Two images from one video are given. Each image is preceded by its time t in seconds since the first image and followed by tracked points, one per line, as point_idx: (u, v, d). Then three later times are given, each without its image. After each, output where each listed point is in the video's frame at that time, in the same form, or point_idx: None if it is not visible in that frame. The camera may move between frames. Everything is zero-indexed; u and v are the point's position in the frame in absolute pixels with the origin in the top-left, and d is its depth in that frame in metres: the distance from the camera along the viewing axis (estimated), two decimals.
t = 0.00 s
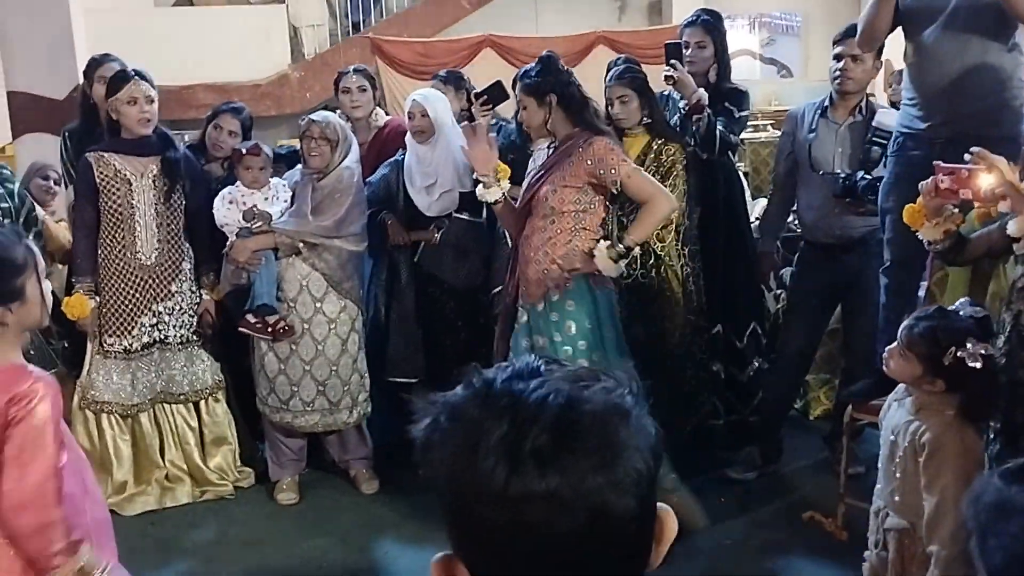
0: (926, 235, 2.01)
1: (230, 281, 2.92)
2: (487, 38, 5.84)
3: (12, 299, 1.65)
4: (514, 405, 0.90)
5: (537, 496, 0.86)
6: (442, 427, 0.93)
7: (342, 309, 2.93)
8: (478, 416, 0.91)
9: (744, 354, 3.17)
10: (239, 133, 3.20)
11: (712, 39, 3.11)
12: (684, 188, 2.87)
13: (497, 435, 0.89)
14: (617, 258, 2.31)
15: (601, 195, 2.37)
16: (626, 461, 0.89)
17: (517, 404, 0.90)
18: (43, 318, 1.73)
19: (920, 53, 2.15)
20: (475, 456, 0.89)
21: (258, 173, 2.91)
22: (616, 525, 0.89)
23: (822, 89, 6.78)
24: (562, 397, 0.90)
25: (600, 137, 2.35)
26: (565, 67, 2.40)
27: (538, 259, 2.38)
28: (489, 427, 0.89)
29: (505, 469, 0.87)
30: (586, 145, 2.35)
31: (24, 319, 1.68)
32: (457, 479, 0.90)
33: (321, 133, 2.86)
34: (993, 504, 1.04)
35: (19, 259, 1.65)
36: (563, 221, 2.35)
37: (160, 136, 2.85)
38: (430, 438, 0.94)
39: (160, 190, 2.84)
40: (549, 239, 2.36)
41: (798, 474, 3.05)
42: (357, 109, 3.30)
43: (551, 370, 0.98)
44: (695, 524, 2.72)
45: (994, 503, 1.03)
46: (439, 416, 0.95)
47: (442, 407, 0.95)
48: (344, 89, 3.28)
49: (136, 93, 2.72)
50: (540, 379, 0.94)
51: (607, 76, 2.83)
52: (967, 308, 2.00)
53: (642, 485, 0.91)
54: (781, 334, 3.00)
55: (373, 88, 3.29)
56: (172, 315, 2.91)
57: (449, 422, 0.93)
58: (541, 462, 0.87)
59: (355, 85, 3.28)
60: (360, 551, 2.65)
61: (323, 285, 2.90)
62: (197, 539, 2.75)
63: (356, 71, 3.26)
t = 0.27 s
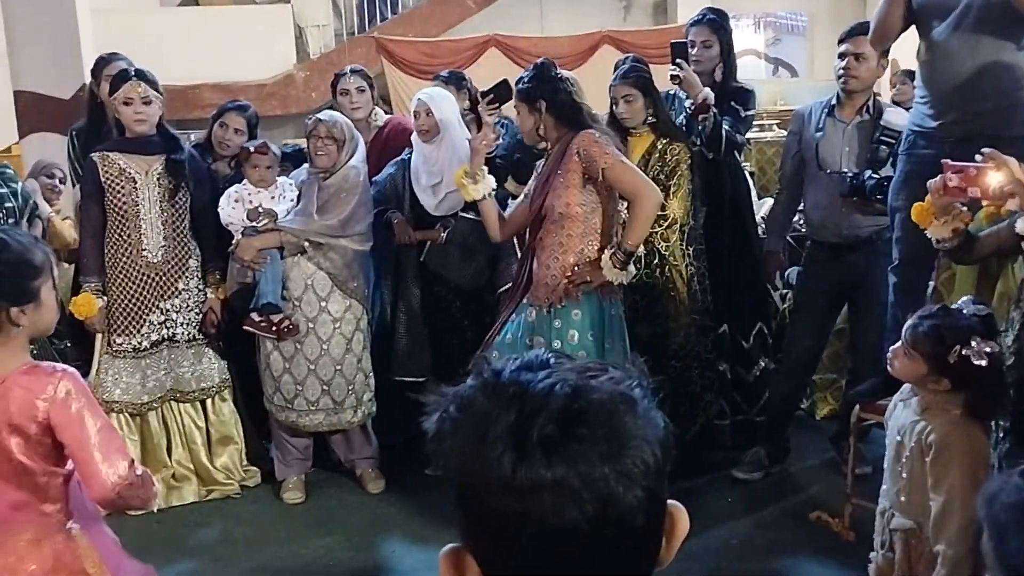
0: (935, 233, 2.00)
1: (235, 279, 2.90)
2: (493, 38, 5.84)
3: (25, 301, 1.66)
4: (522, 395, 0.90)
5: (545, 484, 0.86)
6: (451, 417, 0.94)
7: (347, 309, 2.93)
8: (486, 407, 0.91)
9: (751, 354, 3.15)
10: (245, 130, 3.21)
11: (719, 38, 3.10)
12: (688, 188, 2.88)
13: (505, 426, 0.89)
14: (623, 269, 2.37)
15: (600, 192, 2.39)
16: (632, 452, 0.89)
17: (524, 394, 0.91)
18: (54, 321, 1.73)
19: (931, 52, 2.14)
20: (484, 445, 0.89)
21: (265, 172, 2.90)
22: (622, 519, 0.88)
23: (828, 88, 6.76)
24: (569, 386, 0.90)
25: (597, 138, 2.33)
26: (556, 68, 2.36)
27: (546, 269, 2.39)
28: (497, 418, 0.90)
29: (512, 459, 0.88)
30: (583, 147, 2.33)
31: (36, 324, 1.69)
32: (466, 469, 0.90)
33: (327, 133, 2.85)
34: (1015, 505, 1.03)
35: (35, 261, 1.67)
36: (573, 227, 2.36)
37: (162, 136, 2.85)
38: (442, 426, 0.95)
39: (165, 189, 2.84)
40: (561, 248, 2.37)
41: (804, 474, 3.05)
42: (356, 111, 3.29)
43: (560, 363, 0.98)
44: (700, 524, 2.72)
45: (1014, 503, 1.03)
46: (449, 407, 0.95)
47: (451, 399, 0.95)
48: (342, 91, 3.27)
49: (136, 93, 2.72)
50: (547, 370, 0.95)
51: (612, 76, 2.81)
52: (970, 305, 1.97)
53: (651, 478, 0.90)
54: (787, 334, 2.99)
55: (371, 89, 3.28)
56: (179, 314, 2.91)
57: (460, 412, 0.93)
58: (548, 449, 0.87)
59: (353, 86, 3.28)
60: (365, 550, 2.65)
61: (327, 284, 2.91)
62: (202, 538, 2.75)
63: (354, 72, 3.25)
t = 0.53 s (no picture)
0: (949, 232, 1.99)
1: (247, 279, 2.91)
2: (502, 37, 5.84)
3: (39, 298, 1.67)
4: (539, 393, 0.90)
5: (564, 482, 0.86)
6: (466, 416, 0.93)
7: (357, 308, 2.93)
8: (502, 405, 0.91)
9: (762, 354, 3.17)
10: (253, 128, 3.22)
11: (729, 37, 3.09)
12: (699, 188, 2.85)
13: (522, 424, 0.89)
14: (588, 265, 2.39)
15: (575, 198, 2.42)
16: (650, 449, 0.89)
17: (541, 392, 0.90)
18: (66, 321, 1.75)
19: (947, 52, 2.13)
20: (500, 444, 0.89)
21: (276, 171, 2.92)
22: (641, 516, 0.88)
23: (838, 88, 6.75)
24: (587, 384, 0.90)
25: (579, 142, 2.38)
26: (550, 66, 2.42)
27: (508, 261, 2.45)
28: (513, 416, 0.89)
29: (530, 457, 0.87)
30: (564, 148, 2.39)
31: (49, 322, 1.70)
32: (482, 468, 0.89)
33: (338, 133, 2.85)
34: None
35: (55, 263, 1.70)
36: (537, 224, 2.41)
37: (176, 135, 2.85)
38: (455, 426, 0.94)
39: (177, 188, 2.84)
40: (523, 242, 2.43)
41: (815, 475, 3.03)
42: (362, 113, 3.30)
43: (575, 360, 0.98)
44: (711, 524, 2.71)
45: None
46: (463, 405, 0.95)
47: (466, 396, 0.95)
48: (348, 92, 3.29)
49: (147, 93, 2.72)
50: (563, 368, 0.94)
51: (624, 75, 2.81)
52: (985, 305, 1.95)
53: (668, 475, 0.90)
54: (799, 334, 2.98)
55: (378, 89, 3.30)
56: (190, 313, 2.91)
57: (475, 411, 0.92)
58: (567, 447, 0.87)
59: (360, 86, 3.30)
60: (375, 549, 2.65)
61: (338, 284, 2.91)
62: (213, 536, 2.76)
63: (360, 73, 3.28)
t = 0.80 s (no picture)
0: (963, 232, 1.96)
1: (258, 277, 2.94)
2: (512, 37, 5.83)
3: (61, 293, 1.67)
4: (556, 391, 0.89)
5: (581, 482, 0.86)
6: (481, 413, 0.92)
7: (367, 307, 2.93)
8: (517, 402, 0.90)
9: (772, 354, 3.17)
10: (264, 126, 3.22)
11: (740, 36, 3.08)
12: (710, 188, 2.85)
13: (538, 422, 0.88)
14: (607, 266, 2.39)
15: (588, 193, 2.43)
16: (668, 449, 0.88)
17: (559, 390, 0.90)
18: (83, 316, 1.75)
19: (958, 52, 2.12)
20: (517, 442, 0.88)
21: (286, 170, 2.88)
22: (657, 516, 0.87)
23: (848, 89, 6.73)
24: (604, 382, 0.90)
25: (590, 137, 2.38)
26: (558, 64, 2.42)
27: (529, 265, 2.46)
28: (528, 414, 0.89)
29: (547, 456, 0.87)
30: (577, 146, 2.39)
31: (70, 316, 1.70)
32: (497, 466, 0.89)
33: (349, 132, 2.86)
34: None
35: (74, 258, 1.71)
36: (558, 225, 2.41)
37: (191, 135, 2.85)
38: (469, 422, 0.93)
39: (190, 188, 2.84)
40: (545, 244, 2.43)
41: (826, 475, 3.02)
42: (373, 110, 3.30)
43: (591, 359, 0.98)
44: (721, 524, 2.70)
45: None
46: (477, 401, 0.94)
47: (480, 393, 0.94)
48: (359, 90, 3.28)
49: (161, 91, 2.72)
50: (580, 366, 0.94)
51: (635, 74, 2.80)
52: (1001, 306, 1.94)
53: (685, 476, 0.90)
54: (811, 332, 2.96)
55: (389, 88, 3.29)
56: (201, 311, 2.91)
57: (489, 408, 0.91)
58: (584, 446, 0.87)
59: (371, 84, 3.30)
60: (384, 548, 2.65)
61: (348, 282, 2.91)
62: (222, 534, 2.76)
63: (372, 72, 3.28)
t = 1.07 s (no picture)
0: (1002, 232, 1.93)
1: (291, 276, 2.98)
2: (541, 36, 5.83)
3: (109, 294, 1.65)
4: (599, 396, 0.89)
5: (627, 488, 0.86)
6: (519, 420, 0.92)
7: (398, 306, 2.94)
8: (560, 407, 0.90)
9: (803, 355, 3.14)
10: (297, 126, 3.24)
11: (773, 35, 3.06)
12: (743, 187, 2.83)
13: (581, 427, 0.88)
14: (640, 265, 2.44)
15: (609, 188, 2.45)
16: (712, 451, 0.88)
17: (601, 395, 0.90)
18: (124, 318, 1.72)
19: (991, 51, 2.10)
20: (561, 446, 0.88)
21: (318, 170, 2.93)
22: (703, 520, 0.87)
23: (879, 88, 6.67)
24: (647, 386, 0.91)
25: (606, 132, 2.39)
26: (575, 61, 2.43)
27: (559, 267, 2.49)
28: (571, 418, 0.89)
29: (592, 463, 0.87)
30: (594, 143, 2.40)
31: (117, 319, 1.67)
32: (539, 471, 0.89)
33: (380, 131, 2.86)
34: None
35: (119, 259, 1.68)
36: (583, 224, 2.44)
37: (226, 135, 2.88)
38: (507, 433, 0.92)
39: (225, 188, 2.87)
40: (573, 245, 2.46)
41: (859, 478, 2.99)
42: (406, 108, 3.30)
43: (631, 362, 0.98)
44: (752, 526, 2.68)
45: None
46: (516, 408, 0.93)
47: (519, 399, 0.93)
48: (395, 87, 3.29)
49: (198, 91, 2.75)
50: (621, 371, 0.94)
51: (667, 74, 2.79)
52: None
53: (730, 477, 0.90)
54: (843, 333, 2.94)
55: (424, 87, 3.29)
56: (234, 310, 2.93)
57: (529, 414, 0.91)
58: (629, 451, 0.87)
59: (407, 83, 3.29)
60: (414, 546, 2.66)
61: (378, 282, 2.92)
62: (255, 530, 2.78)
63: (409, 70, 3.27)
